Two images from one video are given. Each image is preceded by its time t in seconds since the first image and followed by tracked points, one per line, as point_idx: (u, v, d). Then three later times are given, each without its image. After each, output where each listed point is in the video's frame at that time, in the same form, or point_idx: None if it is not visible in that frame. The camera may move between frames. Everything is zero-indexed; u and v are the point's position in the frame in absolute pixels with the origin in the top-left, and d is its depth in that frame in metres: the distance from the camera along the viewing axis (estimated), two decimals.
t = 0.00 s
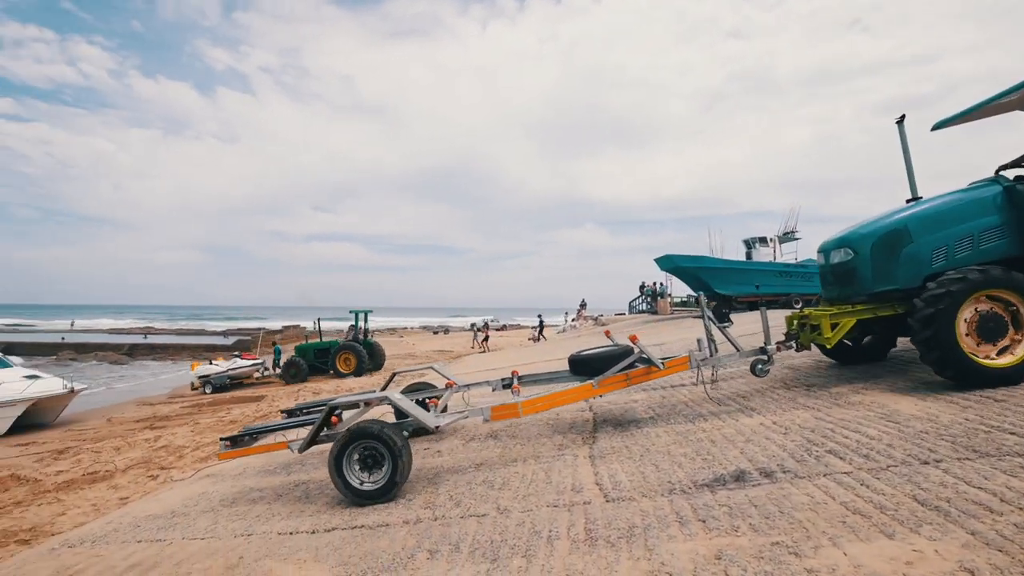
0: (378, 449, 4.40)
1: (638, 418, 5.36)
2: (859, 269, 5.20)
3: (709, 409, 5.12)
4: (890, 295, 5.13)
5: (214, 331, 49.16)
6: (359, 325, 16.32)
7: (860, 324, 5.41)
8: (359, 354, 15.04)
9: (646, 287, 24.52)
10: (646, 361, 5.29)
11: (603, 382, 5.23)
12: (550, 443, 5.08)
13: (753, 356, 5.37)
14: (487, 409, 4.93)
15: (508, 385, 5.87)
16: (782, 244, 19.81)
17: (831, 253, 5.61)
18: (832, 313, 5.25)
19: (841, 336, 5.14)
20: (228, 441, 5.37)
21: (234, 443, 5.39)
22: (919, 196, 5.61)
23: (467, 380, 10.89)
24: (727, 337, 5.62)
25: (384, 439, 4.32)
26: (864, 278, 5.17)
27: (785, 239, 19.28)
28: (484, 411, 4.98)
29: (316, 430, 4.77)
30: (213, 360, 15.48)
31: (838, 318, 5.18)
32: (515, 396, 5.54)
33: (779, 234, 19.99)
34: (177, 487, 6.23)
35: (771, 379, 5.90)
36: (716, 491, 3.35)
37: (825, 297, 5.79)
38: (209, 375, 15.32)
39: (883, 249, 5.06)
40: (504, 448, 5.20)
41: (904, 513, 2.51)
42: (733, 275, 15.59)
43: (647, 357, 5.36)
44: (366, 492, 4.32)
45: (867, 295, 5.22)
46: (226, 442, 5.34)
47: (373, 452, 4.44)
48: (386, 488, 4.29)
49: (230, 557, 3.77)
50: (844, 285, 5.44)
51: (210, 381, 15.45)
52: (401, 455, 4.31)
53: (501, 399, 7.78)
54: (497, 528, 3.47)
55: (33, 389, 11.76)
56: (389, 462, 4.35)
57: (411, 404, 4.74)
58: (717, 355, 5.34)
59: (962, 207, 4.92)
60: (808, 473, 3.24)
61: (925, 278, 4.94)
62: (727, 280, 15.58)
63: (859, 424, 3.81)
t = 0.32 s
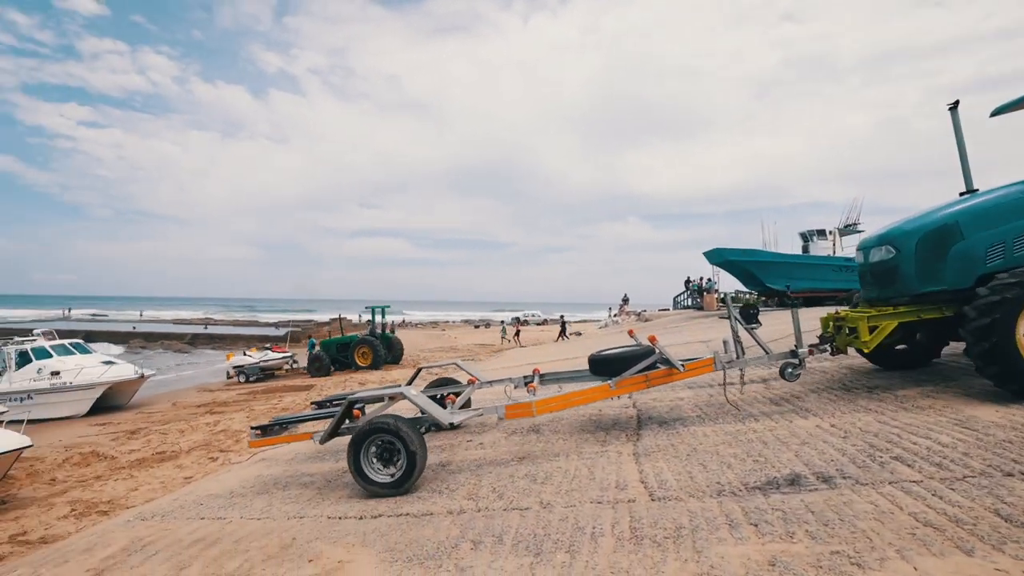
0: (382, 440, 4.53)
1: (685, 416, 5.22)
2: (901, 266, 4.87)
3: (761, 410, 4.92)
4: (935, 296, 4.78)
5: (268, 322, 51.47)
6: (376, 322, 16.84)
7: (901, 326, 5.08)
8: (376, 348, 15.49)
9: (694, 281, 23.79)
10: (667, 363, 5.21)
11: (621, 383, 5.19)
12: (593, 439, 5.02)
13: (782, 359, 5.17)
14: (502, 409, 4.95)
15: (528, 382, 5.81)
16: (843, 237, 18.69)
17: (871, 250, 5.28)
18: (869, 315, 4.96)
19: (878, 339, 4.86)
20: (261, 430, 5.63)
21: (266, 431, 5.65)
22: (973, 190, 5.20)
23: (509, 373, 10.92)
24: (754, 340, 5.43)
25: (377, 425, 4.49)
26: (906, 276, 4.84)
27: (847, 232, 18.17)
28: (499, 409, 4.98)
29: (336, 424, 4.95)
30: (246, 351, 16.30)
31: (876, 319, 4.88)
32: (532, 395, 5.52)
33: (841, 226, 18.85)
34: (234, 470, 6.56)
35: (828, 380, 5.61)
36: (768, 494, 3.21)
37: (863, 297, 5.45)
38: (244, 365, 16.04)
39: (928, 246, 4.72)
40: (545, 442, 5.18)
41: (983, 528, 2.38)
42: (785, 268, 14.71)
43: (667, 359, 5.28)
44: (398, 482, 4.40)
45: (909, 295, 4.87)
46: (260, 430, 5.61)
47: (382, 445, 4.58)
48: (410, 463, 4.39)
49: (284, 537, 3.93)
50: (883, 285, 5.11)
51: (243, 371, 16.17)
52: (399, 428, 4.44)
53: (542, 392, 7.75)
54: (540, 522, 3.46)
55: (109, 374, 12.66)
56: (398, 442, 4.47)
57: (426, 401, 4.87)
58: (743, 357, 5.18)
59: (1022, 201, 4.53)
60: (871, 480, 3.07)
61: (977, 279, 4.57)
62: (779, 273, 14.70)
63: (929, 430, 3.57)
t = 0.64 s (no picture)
0: (408, 450, 4.62)
1: (730, 415, 5.08)
2: (958, 263, 4.60)
3: (811, 410, 4.73)
4: (997, 294, 4.49)
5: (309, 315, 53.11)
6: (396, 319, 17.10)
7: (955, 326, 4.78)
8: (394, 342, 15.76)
9: (737, 276, 23.07)
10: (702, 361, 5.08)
11: (654, 381, 5.08)
12: (635, 436, 4.94)
13: (825, 358, 4.96)
14: (532, 404, 4.93)
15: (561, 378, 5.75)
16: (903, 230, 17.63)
17: (923, 245, 5.00)
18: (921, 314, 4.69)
19: (931, 340, 4.58)
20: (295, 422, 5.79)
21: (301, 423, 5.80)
22: None
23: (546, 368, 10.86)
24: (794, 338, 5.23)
25: (400, 421, 4.54)
26: (963, 273, 4.57)
27: (907, 224, 17.16)
28: (528, 405, 4.96)
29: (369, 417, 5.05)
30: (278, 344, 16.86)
31: (928, 319, 4.61)
32: (563, 391, 5.48)
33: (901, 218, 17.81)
34: (280, 457, 6.78)
35: (884, 380, 5.34)
36: (822, 497, 3.08)
37: (915, 295, 5.17)
38: (273, 357, 16.52)
39: (989, 241, 4.44)
40: (586, 438, 5.12)
41: None
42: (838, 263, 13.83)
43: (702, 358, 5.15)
44: (435, 469, 4.45)
45: (966, 293, 4.59)
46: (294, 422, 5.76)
47: (410, 440, 4.63)
48: (441, 449, 4.45)
49: (328, 525, 4.04)
50: (937, 282, 4.84)
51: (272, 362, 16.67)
52: (420, 418, 4.48)
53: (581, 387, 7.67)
54: (582, 518, 3.43)
55: (163, 362, 13.31)
56: (423, 432, 4.52)
57: (456, 396, 4.90)
58: (783, 354, 5.02)
59: None
60: (935, 486, 2.90)
61: None
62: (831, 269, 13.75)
63: (1000, 436, 3.34)
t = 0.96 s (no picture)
0: (445, 446, 4.66)
1: (776, 416, 4.90)
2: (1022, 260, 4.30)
3: (864, 412, 4.51)
4: None
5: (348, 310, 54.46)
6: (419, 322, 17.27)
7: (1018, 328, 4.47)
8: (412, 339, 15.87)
9: (782, 273, 22.23)
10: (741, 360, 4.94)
11: (691, 381, 4.97)
12: (676, 436, 4.83)
13: (874, 359, 4.71)
14: (566, 403, 4.90)
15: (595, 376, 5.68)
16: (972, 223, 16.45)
17: (984, 240, 4.70)
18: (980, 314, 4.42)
19: (991, 343, 4.30)
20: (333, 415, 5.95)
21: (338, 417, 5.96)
22: None
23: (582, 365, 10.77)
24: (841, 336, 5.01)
25: (433, 418, 4.59)
26: None
27: (973, 218, 16.05)
28: (560, 403, 4.93)
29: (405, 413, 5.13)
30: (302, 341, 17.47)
31: (987, 319, 4.33)
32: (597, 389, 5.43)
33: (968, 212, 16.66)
34: (322, 449, 6.98)
35: (945, 383, 5.04)
36: (876, 505, 2.94)
37: (975, 293, 4.86)
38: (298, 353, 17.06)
39: None
40: (626, 436, 5.05)
41: None
42: (897, 258, 13.43)
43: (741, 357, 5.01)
44: (472, 462, 4.48)
45: None
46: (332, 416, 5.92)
47: (445, 437, 4.67)
48: (475, 441, 4.48)
49: (368, 517, 4.12)
50: (998, 280, 4.54)
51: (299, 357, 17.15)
52: (452, 413, 4.52)
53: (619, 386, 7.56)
54: (622, 519, 3.39)
55: (212, 356, 13.89)
56: (456, 427, 4.55)
57: (490, 391, 4.92)
58: (828, 355, 4.81)
59: None
60: (1003, 497, 2.72)
61: None
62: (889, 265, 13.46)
63: None
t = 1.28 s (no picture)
0: (473, 446, 4.66)
1: (825, 420, 4.68)
2: None
3: (923, 418, 4.25)
4: None
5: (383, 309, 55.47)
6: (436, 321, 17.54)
7: None
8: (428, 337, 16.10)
9: (828, 271, 21.27)
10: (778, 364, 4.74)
11: (724, 384, 4.80)
12: (718, 438, 4.68)
13: (922, 364, 4.43)
14: (593, 404, 4.80)
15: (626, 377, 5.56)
16: None
17: None
18: None
19: None
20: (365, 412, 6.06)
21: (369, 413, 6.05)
22: None
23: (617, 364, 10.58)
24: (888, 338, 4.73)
25: (454, 420, 4.60)
26: None
27: None
28: (587, 404, 4.84)
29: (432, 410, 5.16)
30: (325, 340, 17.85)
31: None
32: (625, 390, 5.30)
33: None
34: (359, 445, 7.10)
35: (1014, 388, 4.70)
36: (941, 518, 2.75)
37: None
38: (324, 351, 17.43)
39: None
40: (665, 438, 4.93)
41: None
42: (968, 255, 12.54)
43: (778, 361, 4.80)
44: (499, 455, 4.46)
45: None
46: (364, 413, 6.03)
47: (471, 438, 4.68)
48: (497, 433, 4.45)
49: (406, 513, 4.16)
50: None
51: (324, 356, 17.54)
52: (469, 411, 4.52)
53: (656, 386, 7.39)
54: (663, 522, 3.29)
55: (255, 352, 14.37)
56: (478, 425, 4.55)
57: (516, 392, 4.87)
58: (874, 359, 4.54)
59: None
60: None
61: None
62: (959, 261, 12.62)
63: None
